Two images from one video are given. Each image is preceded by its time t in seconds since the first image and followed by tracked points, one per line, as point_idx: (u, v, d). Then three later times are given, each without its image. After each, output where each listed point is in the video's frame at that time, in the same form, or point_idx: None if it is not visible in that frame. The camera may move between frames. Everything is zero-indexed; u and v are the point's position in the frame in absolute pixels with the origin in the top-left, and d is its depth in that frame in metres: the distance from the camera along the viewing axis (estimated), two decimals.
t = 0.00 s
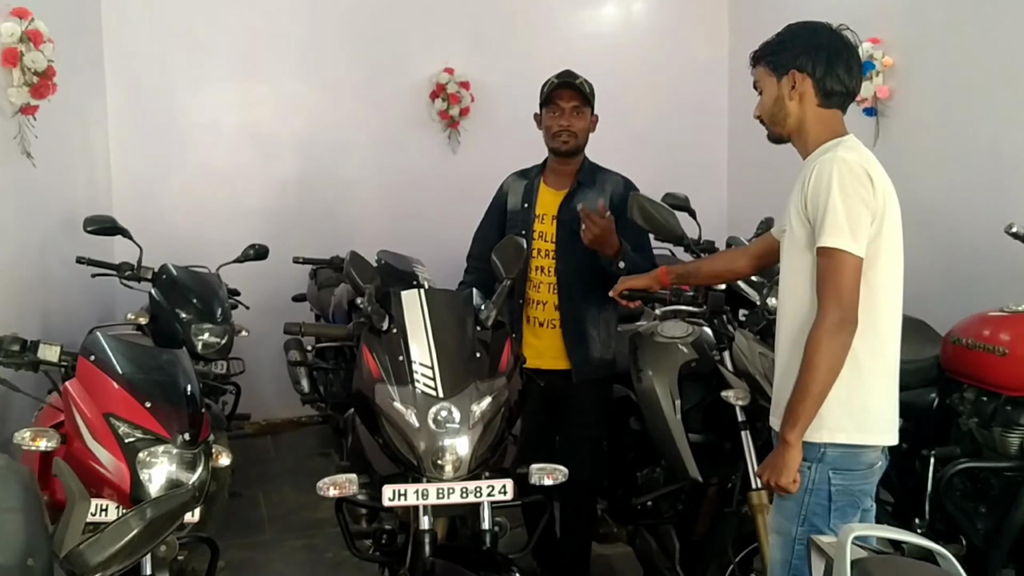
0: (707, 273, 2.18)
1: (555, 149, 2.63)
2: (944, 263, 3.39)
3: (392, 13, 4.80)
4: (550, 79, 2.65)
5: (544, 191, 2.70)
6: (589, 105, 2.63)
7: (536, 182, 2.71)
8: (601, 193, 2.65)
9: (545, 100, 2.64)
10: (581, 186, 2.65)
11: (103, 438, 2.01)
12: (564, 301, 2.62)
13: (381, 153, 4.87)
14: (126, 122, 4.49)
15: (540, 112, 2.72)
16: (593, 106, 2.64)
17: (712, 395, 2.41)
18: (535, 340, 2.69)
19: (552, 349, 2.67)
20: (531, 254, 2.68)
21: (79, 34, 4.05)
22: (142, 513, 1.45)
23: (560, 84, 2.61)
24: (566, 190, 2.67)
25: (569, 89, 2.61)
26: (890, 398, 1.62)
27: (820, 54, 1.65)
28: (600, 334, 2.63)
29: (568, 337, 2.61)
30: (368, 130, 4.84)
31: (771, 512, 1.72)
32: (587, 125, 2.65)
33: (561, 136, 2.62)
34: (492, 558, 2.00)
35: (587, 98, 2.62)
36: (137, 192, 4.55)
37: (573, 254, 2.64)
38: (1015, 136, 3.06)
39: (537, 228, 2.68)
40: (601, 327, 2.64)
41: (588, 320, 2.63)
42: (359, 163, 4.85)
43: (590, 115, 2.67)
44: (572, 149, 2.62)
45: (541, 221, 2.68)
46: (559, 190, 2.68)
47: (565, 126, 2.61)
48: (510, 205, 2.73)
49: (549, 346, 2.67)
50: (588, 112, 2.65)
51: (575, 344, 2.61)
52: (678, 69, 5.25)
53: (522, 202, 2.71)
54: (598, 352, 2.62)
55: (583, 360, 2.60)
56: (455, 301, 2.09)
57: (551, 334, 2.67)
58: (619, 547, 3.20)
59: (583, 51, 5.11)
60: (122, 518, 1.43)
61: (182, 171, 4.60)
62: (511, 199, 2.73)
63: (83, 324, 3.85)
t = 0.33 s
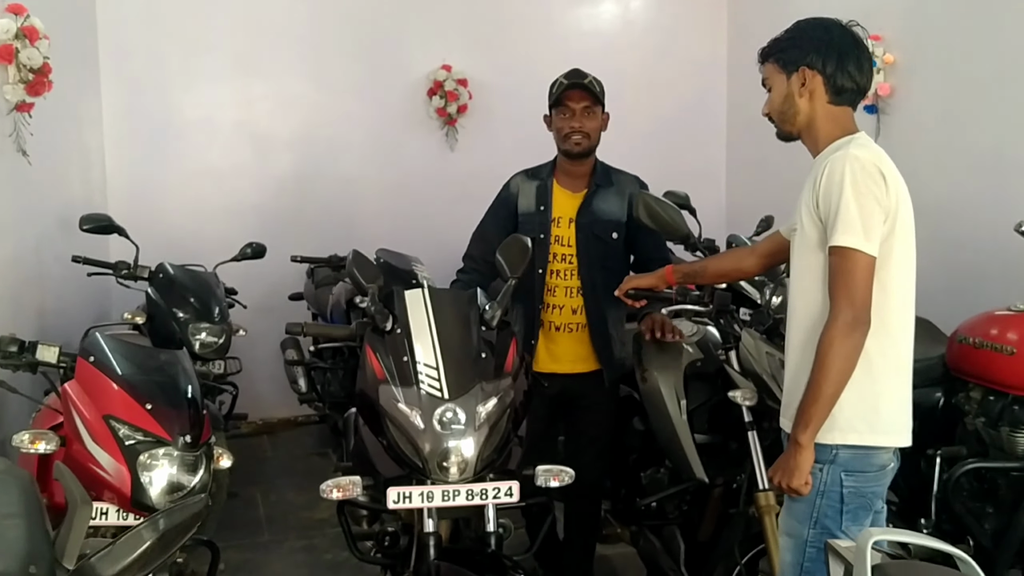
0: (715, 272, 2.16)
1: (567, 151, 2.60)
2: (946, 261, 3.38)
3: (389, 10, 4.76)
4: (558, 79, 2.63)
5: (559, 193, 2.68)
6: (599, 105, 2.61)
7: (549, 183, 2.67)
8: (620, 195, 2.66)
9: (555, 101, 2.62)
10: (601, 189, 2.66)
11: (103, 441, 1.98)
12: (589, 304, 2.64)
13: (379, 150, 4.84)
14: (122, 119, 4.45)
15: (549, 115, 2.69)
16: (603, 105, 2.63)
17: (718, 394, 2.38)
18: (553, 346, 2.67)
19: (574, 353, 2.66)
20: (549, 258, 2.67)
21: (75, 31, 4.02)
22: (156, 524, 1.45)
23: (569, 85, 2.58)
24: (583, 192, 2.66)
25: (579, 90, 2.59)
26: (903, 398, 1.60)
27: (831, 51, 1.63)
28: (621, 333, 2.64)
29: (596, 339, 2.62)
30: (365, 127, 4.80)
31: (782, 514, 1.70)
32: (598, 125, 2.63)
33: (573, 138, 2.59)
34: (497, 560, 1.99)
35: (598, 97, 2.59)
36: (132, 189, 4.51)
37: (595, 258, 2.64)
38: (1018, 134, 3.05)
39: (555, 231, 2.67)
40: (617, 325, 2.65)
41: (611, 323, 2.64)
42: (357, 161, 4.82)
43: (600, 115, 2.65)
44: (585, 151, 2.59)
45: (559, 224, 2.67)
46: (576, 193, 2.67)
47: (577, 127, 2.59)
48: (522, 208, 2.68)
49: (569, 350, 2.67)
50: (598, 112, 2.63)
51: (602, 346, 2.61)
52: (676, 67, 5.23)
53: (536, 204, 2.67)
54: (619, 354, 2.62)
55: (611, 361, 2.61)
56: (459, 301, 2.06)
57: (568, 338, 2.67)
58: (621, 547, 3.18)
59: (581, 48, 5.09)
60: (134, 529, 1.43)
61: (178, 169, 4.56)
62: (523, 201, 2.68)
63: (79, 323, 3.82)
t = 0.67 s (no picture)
0: (718, 272, 2.18)
1: (576, 157, 2.57)
2: (941, 261, 3.39)
3: (385, 9, 4.76)
4: (572, 84, 2.59)
5: (560, 194, 2.67)
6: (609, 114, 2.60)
7: (550, 184, 2.67)
8: (622, 194, 2.66)
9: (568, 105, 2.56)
10: (602, 189, 2.66)
11: (106, 442, 1.99)
12: (595, 304, 2.65)
13: (376, 149, 4.84)
14: (118, 118, 4.44)
15: (555, 113, 2.64)
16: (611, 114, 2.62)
17: (720, 394, 2.39)
18: (557, 346, 2.67)
19: (581, 353, 2.66)
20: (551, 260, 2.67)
21: (72, 30, 4.01)
22: (172, 534, 1.37)
23: (583, 91, 2.57)
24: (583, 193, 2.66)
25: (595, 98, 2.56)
26: (909, 398, 1.62)
27: (837, 50, 1.64)
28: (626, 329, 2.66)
29: (603, 337, 2.63)
30: (361, 126, 4.80)
31: (788, 514, 1.72)
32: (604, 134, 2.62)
33: (584, 145, 2.57)
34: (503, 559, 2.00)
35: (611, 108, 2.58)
36: (129, 188, 4.50)
37: (599, 258, 2.65)
38: (1014, 133, 3.06)
39: (557, 233, 2.67)
40: (622, 323, 2.67)
41: (616, 321, 2.65)
42: (352, 160, 4.81)
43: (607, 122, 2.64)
44: (592, 159, 2.58)
45: (560, 225, 2.67)
46: (576, 194, 2.67)
47: (589, 135, 2.56)
48: (522, 210, 2.67)
49: (574, 351, 2.66)
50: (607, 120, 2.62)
51: (610, 344, 2.62)
52: (672, 66, 5.24)
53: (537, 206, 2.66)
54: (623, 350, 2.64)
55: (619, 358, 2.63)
56: (464, 301, 2.07)
57: (574, 338, 2.67)
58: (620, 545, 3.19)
59: (576, 48, 5.10)
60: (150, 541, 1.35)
61: (175, 168, 4.56)
62: (523, 202, 2.67)
63: (77, 323, 3.81)
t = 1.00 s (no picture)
0: (723, 271, 2.14)
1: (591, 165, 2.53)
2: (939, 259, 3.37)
3: (378, 4, 4.71)
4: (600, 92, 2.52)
5: (555, 191, 2.63)
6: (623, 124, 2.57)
7: (545, 182, 2.62)
8: (617, 192, 2.64)
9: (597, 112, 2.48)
10: (598, 187, 2.63)
11: (98, 444, 1.93)
12: (595, 303, 2.62)
13: (368, 145, 4.79)
14: (107, 113, 4.37)
15: (575, 112, 2.51)
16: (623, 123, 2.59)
17: (722, 394, 2.36)
18: (554, 346, 2.64)
19: (577, 354, 2.63)
20: (546, 259, 2.63)
21: (60, 22, 3.93)
22: (182, 546, 1.22)
23: (610, 100, 2.52)
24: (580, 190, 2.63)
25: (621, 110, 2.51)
26: (919, 399, 1.59)
27: (848, 44, 1.60)
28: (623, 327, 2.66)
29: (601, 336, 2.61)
30: (353, 122, 4.75)
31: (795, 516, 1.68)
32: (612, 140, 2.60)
33: (600, 154, 2.52)
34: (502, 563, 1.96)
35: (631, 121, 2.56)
36: (118, 184, 4.43)
37: (595, 257, 2.61)
38: (1015, 131, 3.04)
39: (552, 231, 2.63)
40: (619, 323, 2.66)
41: (613, 319, 2.63)
42: (344, 156, 4.76)
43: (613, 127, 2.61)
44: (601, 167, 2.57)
45: (555, 224, 2.63)
46: (573, 191, 2.64)
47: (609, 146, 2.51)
48: (517, 208, 2.62)
49: (571, 351, 2.63)
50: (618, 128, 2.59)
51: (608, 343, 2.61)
52: (666, 63, 5.21)
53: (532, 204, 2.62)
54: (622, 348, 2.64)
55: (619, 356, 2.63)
56: (463, 300, 2.02)
57: (572, 339, 2.63)
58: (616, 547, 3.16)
59: (571, 44, 5.06)
60: (159, 554, 1.21)
61: (164, 163, 4.49)
62: (518, 201, 2.62)
63: (65, 321, 3.75)
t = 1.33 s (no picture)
0: (725, 272, 2.13)
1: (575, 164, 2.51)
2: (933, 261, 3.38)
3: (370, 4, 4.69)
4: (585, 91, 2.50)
5: (545, 191, 2.61)
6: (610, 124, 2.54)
7: (535, 182, 2.59)
8: (606, 190, 2.62)
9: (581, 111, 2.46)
10: (586, 186, 2.61)
11: (96, 449, 1.91)
12: (585, 302, 2.60)
13: (361, 145, 4.77)
14: (97, 112, 4.33)
15: (560, 111, 2.50)
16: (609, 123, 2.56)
17: (722, 396, 2.37)
18: (548, 347, 2.61)
19: (570, 354, 2.61)
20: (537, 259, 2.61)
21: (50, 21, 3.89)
22: (201, 560, 1.89)
23: (596, 100, 2.50)
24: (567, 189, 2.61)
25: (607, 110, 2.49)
26: (925, 402, 1.58)
27: (850, 44, 1.59)
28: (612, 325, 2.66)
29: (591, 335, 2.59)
30: (346, 122, 4.72)
31: (799, 519, 1.68)
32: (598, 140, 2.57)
33: (585, 153, 2.50)
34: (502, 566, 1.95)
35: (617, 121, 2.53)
36: (109, 185, 4.39)
37: (586, 256, 2.60)
38: (1009, 132, 3.05)
39: (542, 231, 2.61)
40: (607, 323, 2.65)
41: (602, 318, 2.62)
42: (336, 157, 4.73)
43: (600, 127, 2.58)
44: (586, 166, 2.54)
45: (546, 223, 2.61)
46: (561, 190, 2.62)
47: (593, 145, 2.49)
48: (506, 208, 2.60)
49: (563, 351, 2.61)
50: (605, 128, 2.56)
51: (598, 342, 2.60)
52: (659, 65, 5.21)
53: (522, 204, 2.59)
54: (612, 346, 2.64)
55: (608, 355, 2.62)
56: (464, 303, 2.01)
57: (565, 338, 2.61)
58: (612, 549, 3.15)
59: (564, 45, 5.06)
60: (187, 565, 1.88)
61: (156, 164, 4.45)
62: (507, 200, 2.60)
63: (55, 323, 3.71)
